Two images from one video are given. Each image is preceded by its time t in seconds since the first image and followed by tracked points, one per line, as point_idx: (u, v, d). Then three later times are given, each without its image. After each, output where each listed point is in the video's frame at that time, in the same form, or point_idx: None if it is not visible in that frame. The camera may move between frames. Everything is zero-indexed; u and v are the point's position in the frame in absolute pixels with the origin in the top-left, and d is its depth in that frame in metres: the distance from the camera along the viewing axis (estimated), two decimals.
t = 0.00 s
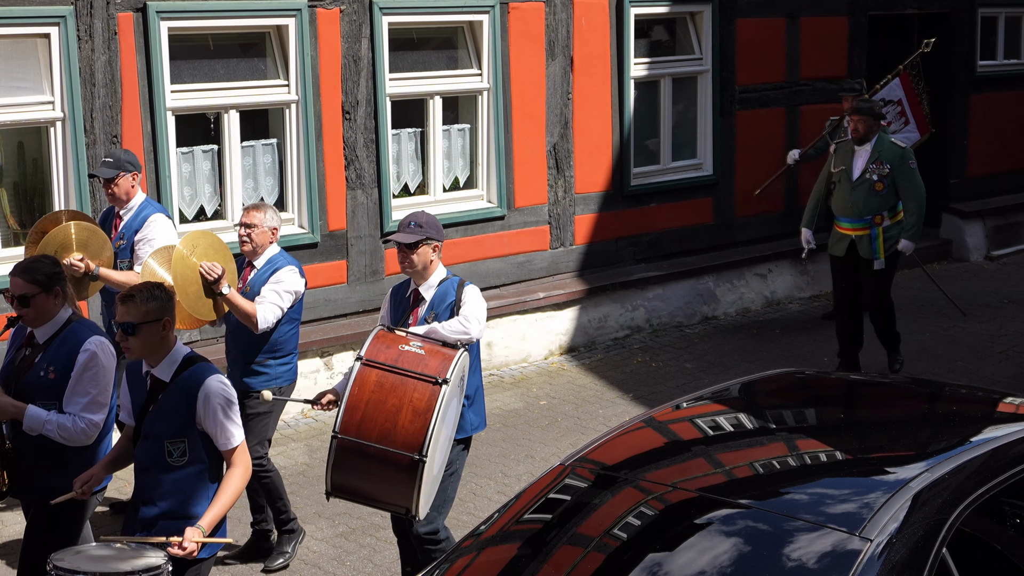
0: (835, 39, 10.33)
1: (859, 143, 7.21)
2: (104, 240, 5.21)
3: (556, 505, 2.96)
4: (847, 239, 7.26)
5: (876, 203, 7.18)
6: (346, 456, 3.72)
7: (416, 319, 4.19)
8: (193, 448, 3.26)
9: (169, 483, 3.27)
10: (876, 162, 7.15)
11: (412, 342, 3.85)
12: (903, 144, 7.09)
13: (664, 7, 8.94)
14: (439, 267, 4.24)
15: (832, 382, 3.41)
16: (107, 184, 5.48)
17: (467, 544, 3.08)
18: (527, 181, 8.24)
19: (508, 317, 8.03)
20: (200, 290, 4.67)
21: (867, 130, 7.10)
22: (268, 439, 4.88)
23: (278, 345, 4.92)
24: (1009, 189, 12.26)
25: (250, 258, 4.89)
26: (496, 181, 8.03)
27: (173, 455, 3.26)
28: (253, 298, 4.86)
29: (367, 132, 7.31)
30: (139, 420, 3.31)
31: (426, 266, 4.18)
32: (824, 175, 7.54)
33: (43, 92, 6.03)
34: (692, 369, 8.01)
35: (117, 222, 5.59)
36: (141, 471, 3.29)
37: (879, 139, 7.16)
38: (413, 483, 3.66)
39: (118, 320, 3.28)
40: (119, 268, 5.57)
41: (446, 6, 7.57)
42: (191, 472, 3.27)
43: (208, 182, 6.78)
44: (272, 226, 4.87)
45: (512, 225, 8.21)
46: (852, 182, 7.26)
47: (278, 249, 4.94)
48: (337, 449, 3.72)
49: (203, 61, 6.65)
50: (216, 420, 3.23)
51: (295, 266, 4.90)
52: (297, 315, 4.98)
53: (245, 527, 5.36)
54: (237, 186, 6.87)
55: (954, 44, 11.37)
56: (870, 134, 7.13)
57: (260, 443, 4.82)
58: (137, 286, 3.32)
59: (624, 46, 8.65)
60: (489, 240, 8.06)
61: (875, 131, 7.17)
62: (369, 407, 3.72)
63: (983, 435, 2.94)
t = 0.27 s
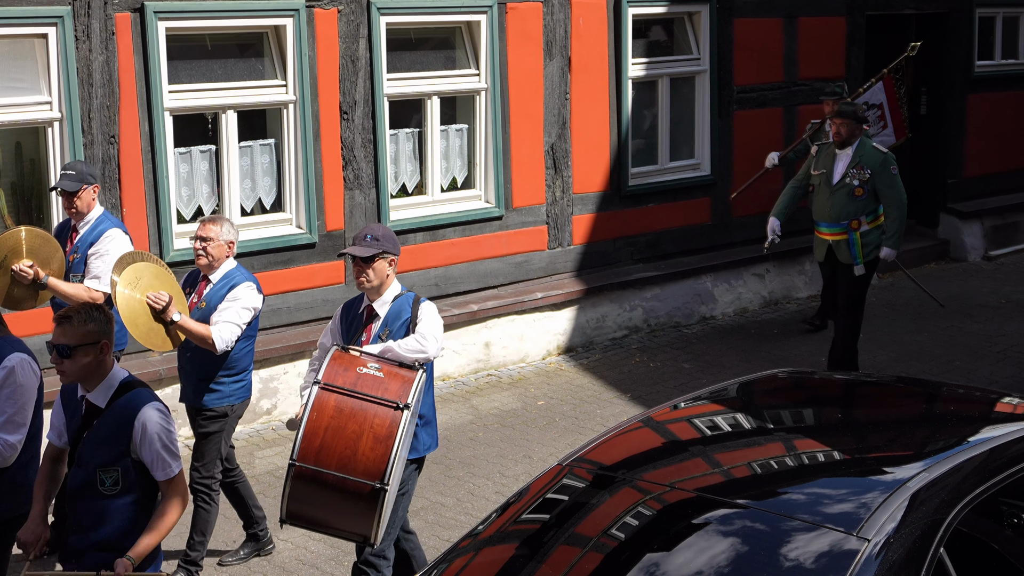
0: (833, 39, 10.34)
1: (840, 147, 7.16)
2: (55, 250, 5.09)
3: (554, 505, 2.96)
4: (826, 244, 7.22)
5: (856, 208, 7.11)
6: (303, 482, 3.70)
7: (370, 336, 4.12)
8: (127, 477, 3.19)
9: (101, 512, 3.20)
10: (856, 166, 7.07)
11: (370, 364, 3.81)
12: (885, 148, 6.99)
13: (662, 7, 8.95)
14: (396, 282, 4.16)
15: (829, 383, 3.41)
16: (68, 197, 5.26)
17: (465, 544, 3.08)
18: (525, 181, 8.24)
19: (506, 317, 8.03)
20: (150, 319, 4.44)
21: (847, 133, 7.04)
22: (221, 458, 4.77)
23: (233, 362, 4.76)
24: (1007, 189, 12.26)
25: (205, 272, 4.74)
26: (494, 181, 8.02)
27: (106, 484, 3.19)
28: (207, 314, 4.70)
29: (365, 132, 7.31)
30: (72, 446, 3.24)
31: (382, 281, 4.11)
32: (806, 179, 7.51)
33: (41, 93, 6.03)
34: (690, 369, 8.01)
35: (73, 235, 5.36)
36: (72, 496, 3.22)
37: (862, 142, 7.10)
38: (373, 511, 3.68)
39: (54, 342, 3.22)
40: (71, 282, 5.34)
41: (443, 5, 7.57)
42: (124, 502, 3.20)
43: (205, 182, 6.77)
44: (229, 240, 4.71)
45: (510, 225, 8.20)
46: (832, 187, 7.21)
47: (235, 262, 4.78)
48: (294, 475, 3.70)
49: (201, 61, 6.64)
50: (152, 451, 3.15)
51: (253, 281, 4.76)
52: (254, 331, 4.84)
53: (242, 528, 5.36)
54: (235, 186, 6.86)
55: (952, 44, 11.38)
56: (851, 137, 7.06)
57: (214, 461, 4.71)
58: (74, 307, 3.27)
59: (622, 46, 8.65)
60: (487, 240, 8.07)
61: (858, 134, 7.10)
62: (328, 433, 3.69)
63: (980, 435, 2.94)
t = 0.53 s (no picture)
0: (831, 39, 10.35)
1: (823, 152, 7.09)
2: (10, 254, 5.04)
3: (552, 506, 2.97)
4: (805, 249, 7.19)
5: (835, 215, 7.05)
6: (243, 503, 3.57)
7: (324, 343, 4.00)
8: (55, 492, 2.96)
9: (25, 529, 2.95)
10: (837, 172, 6.99)
11: (314, 378, 3.68)
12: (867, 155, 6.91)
13: (660, 8, 8.95)
14: (350, 287, 4.08)
15: (827, 383, 3.41)
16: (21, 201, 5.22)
17: (463, 545, 3.08)
18: (523, 182, 8.25)
19: (504, 317, 8.03)
20: (102, 316, 4.26)
21: (832, 138, 6.96)
22: (187, 466, 4.66)
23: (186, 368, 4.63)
24: (1004, 189, 12.28)
25: (157, 274, 4.61)
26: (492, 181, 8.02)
27: (33, 499, 2.95)
28: (159, 317, 4.57)
29: (363, 132, 7.31)
30: None
31: (337, 285, 4.02)
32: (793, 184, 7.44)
33: (40, 94, 6.03)
34: (688, 369, 8.02)
35: (25, 239, 5.33)
36: None
37: (844, 148, 7.01)
38: (314, 533, 3.52)
39: None
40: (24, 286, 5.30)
41: (441, 6, 7.57)
42: (50, 519, 2.96)
43: (203, 183, 6.77)
44: (181, 241, 4.59)
45: (508, 225, 8.21)
46: (813, 192, 7.14)
47: (187, 265, 4.66)
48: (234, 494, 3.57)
49: (199, 61, 6.64)
50: (83, 463, 2.94)
51: (205, 283, 4.64)
52: (207, 335, 4.71)
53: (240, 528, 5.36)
54: (233, 186, 6.86)
55: (949, 44, 11.39)
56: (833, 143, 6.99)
57: (181, 470, 4.61)
58: None
59: (620, 46, 8.66)
60: (485, 241, 8.07)
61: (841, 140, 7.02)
62: (267, 451, 3.56)
63: (978, 435, 2.95)
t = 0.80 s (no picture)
0: (829, 40, 10.36)
1: (800, 155, 6.85)
2: None
3: (551, 506, 2.97)
4: (785, 255, 6.83)
5: (816, 219, 6.78)
6: (180, 527, 3.65)
7: (272, 357, 4.01)
8: None
9: None
10: (816, 175, 6.76)
11: (250, 398, 3.72)
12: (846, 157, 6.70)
13: (659, 8, 8.95)
14: (298, 300, 4.06)
15: (826, 383, 3.41)
16: None
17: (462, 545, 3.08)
18: (521, 182, 8.25)
19: (503, 317, 8.03)
20: (36, 338, 4.34)
21: (808, 141, 6.73)
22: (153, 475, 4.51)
23: (135, 381, 4.53)
24: (1003, 189, 12.29)
25: (105, 286, 4.56)
26: (490, 181, 8.02)
27: None
28: (105, 330, 4.50)
29: (362, 132, 7.31)
30: None
31: (284, 297, 4.02)
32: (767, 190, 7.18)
33: (38, 94, 6.03)
34: (687, 369, 8.02)
35: None
36: None
37: (822, 151, 6.78)
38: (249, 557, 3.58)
39: None
40: None
41: (441, 6, 7.57)
42: None
43: (202, 183, 6.77)
44: (127, 253, 4.54)
45: (507, 225, 8.21)
46: (791, 197, 6.88)
47: (136, 276, 4.59)
48: (169, 519, 3.65)
49: (198, 61, 6.64)
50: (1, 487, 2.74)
51: (153, 295, 4.56)
52: (158, 348, 4.62)
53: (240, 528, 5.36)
54: (231, 186, 6.86)
55: (947, 44, 11.40)
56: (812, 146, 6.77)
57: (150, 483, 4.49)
58: None
59: (618, 47, 8.66)
60: (484, 241, 8.07)
61: (817, 142, 6.81)
62: (201, 475, 3.63)
63: (977, 435, 2.95)
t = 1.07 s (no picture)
0: (828, 40, 10.36)
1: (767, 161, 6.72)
2: None
3: (550, 505, 2.97)
4: (754, 262, 6.72)
5: (786, 224, 6.70)
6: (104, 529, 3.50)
7: (209, 364, 3.87)
8: None
9: None
10: (784, 181, 6.66)
11: (184, 399, 3.60)
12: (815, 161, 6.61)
13: (658, 8, 8.96)
14: (237, 305, 3.93)
15: (825, 383, 3.42)
16: None
17: (461, 545, 3.08)
18: (521, 182, 8.25)
19: (502, 317, 8.03)
20: None
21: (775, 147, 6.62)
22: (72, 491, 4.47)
23: (74, 387, 4.48)
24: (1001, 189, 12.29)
25: (44, 290, 4.51)
26: (490, 181, 8.02)
27: None
28: (44, 335, 4.45)
29: (361, 132, 7.31)
30: None
31: (221, 304, 3.88)
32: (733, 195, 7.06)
33: (37, 94, 6.03)
34: (686, 369, 8.03)
35: None
36: None
37: (790, 155, 6.69)
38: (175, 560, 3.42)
39: None
40: None
41: (440, 6, 7.57)
42: None
43: (201, 183, 6.77)
44: (67, 256, 4.49)
45: (506, 226, 8.21)
46: (759, 203, 6.77)
47: (77, 280, 4.55)
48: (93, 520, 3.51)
49: (197, 61, 6.64)
50: None
51: (95, 299, 4.51)
52: (99, 353, 4.56)
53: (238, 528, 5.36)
54: (231, 186, 6.86)
55: (945, 45, 11.40)
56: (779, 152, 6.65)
57: (62, 497, 4.42)
58: None
59: (617, 47, 8.67)
60: (483, 241, 8.08)
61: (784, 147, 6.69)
62: (129, 474, 3.50)
63: (975, 435, 2.95)
